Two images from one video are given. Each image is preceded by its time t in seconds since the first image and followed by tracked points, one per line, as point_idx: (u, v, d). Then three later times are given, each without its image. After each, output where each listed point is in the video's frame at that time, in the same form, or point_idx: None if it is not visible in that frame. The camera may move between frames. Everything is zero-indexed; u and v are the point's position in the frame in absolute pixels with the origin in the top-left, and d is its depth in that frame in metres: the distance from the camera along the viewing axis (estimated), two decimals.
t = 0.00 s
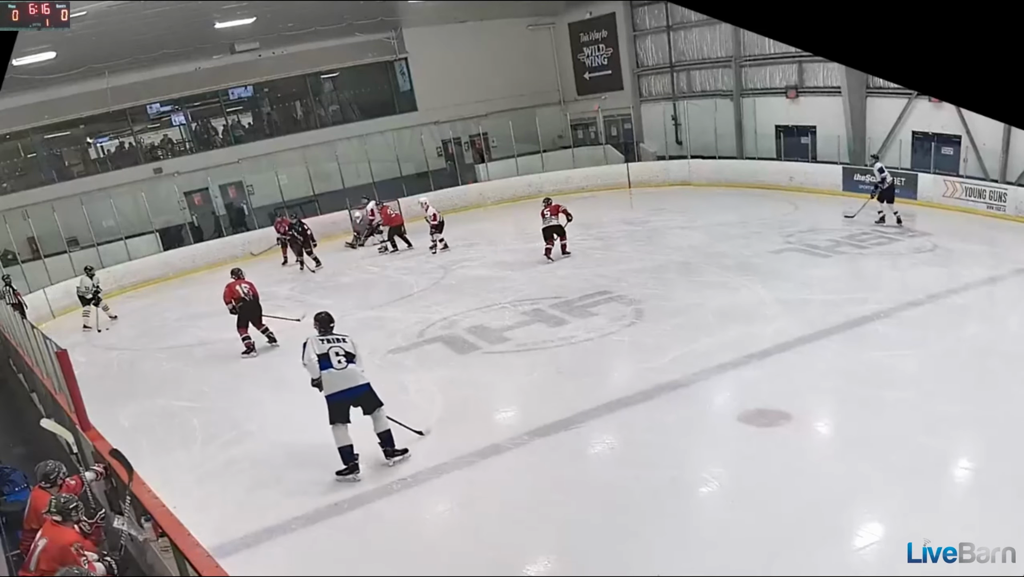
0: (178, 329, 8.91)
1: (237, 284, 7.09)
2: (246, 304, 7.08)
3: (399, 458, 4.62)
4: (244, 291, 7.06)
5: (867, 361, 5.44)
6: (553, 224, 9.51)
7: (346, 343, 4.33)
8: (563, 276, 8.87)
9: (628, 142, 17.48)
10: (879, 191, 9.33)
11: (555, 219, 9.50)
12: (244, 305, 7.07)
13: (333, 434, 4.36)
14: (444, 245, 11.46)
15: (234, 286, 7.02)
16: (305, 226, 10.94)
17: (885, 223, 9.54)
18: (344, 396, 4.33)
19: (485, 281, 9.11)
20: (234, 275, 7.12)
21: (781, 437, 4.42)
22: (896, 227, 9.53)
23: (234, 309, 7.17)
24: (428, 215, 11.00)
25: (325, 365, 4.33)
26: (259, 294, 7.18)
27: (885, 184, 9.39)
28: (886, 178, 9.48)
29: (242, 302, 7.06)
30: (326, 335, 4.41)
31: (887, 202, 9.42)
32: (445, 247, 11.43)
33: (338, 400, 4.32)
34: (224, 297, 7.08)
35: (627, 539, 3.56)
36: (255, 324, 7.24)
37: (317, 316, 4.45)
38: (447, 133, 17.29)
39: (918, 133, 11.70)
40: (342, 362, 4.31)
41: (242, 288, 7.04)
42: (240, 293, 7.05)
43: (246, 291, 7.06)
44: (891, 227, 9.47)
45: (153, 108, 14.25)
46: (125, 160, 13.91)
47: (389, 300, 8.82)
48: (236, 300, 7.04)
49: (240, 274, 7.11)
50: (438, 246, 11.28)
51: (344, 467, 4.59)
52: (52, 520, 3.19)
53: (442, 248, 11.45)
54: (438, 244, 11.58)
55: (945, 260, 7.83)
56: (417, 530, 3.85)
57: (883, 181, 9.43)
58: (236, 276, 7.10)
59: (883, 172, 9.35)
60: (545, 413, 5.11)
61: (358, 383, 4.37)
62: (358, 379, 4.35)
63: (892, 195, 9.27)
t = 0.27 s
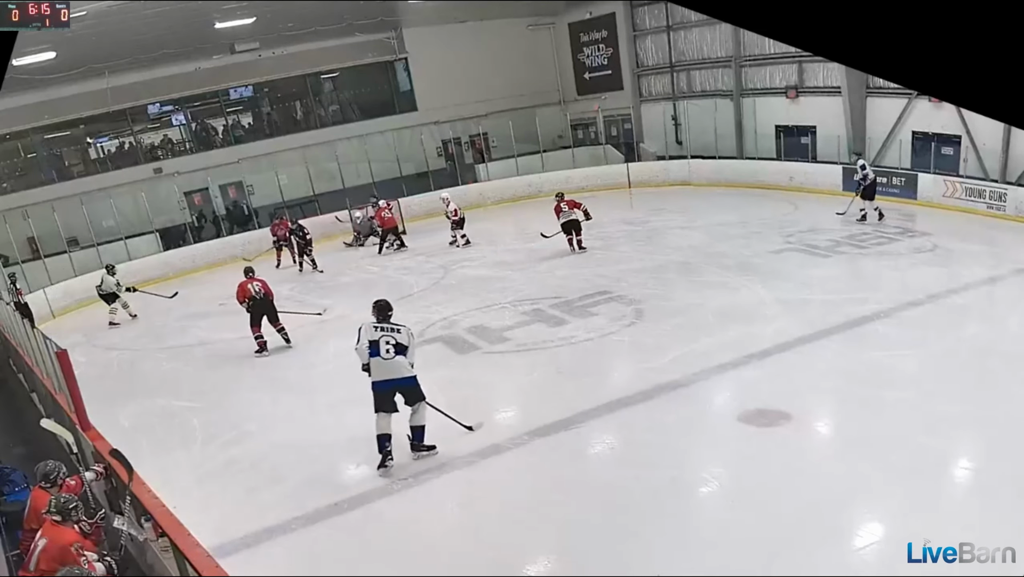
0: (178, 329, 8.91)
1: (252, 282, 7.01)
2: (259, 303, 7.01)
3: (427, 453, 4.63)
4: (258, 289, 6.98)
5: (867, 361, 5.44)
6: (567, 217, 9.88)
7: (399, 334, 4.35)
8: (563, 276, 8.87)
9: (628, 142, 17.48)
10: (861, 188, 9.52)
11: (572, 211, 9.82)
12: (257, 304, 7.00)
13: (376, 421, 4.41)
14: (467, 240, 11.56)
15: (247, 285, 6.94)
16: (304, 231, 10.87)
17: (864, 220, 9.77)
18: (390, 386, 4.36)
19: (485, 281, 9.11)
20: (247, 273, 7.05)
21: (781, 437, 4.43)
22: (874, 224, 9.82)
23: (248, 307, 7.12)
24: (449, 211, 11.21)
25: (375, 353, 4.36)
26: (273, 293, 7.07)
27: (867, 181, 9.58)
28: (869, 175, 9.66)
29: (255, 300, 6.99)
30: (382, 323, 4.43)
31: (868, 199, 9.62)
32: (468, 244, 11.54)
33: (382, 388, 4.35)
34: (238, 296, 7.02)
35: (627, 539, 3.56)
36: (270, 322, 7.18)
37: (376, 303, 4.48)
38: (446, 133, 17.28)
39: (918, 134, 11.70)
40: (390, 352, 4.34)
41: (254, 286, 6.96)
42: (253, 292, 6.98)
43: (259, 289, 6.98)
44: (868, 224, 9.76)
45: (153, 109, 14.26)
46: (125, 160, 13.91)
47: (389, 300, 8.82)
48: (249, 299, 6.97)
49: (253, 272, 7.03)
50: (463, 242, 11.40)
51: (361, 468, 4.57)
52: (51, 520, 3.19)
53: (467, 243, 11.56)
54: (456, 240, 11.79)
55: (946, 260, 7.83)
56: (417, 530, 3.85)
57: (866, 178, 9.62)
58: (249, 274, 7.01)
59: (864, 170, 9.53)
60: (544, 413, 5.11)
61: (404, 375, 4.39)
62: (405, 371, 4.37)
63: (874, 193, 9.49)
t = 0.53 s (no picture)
0: (178, 329, 8.91)
1: (272, 280, 7.04)
2: (276, 301, 7.03)
3: (463, 444, 4.73)
4: (276, 287, 7.00)
5: (867, 361, 5.44)
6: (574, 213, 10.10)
7: (442, 322, 4.46)
8: (563, 276, 8.88)
9: (629, 142, 17.48)
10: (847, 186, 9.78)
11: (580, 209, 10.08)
12: (273, 302, 7.02)
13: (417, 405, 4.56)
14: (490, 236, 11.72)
15: (265, 282, 6.97)
16: (308, 232, 10.95)
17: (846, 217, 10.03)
18: (429, 373, 4.48)
19: (484, 281, 9.11)
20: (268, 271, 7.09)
21: (781, 437, 4.43)
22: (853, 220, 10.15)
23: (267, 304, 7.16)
24: (467, 207, 11.44)
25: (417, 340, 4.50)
26: (291, 293, 7.05)
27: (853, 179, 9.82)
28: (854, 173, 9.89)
29: (272, 298, 7.01)
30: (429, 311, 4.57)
31: (851, 197, 9.87)
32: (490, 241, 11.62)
33: (423, 374, 4.49)
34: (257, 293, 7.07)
35: (627, 539, 3.55)
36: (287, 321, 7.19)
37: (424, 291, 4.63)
38: (446, 133, 17.26)
39: (918, 134, 11.70)
40: (430, 339, 4.45)
41: (272, 284, 6.99)
42: (271, 289, 7.00)
43: (277, 288, 7.00)
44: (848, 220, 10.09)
45: (153, 109, 14.26)
46: (125, 160, 13.91)
47: (389, 300, 8.82)
48: (266, 296, 7.00)
49: (273, 270, 7.05)
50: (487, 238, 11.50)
51: (360, 468, 4.58)
52: (51, 520, 3.19)
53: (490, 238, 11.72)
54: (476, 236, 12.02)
55: (945, 260, 7.83)
56: (417, 530, 3.85)
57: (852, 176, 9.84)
58: (270, 271, 7.04)
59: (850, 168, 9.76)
60: (544, 413, 5.11)
61: (444, 364, 4.48)
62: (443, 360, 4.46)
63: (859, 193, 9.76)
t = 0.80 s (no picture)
0: (177, 329, 8.91)
1: (291, 272, 7.17)
2: (293, 293, 7.14)
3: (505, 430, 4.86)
4: (293, 279, 7.12)
5: (867, 361, 5.44)
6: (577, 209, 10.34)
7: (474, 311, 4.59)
8: (563, 276, 8.87)
9: (629, 142, 17.48)
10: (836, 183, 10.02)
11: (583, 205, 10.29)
12: (289, 294, 7.14)
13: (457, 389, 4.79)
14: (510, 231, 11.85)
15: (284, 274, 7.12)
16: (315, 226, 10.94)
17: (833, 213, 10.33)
18: (464, 360, 4.66)
19: (484, 281, 9.11)
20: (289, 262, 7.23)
21: (781, 437, 4.43)
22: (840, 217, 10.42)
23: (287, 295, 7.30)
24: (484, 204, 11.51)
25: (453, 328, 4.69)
26: (308, 285, 7.16)
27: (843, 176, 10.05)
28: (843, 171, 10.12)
29: (290, 290, 7.14)
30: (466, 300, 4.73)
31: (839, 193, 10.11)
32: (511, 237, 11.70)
33: (459, 362, 4.68)
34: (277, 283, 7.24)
35: (627, 540, 3.55)
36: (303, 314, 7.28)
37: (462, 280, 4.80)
38: (447, 133, 17.24)
39: (918, 134, 11.70)
40: (463, 328, 4.62)
41: (290, 276, 7.12)
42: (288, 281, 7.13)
43: (294, 280, 7.11)
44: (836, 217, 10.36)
45: (153, 109, 14.26)
46: (124, 160, 13.90)
47: (389, 300, 8.82)
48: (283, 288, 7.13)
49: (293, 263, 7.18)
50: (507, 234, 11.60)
51: (359, 469, 4.58)
52: (51, 520, 3.19)
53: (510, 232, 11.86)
54: (493, 232, 12.17)
55: (946, 260, 7.83)
56: (417, 530, 3.85)
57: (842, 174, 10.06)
58: (290, 263, 7.18)
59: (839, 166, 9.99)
60: (544, 414, 5.10)
61: (478, 351, 4.63)
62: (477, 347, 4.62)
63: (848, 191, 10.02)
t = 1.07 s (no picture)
0: (177, 329, 8.91)
1: (307, 266, 7.30)
2: (308, 287, 7.30)
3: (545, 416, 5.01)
4: (308, 274, 7.26)
5: (868, 361, 5.44)
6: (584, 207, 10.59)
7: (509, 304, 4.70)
8: (563, 276, 8.87)
9: (629, 142, 17.48)
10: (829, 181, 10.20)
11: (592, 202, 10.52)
12: (305, 288, 7.30)
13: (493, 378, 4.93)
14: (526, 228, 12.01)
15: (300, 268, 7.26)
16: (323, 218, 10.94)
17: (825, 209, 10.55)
18: (501, 351, 4.78)
19: (484, 281, 9.11)
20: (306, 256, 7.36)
21: (781, 437, 4.43)
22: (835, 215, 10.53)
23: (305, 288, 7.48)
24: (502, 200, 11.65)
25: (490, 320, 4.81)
26: (322, 280, 7.29)
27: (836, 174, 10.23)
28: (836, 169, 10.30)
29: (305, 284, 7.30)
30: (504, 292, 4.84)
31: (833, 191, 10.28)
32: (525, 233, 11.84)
33: (496, 353, 4.81)
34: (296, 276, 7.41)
35: (627, 540, 3.55)
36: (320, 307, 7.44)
37: (501, 273, 4.91)
38: (447, 132, 17.24)
39: (918, 133, 11.70)
40: (498, 320, 4.74)
41: (305, 271, 7.26)
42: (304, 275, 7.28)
43: (308, 275, 7.25)
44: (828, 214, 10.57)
45: (153, 109, 14.25)
46: (124, 160, 13.89)
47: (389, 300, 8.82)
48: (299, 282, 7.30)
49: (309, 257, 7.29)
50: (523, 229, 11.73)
51: (358, 469, 4.58)
52: (50, 520, 3.19)
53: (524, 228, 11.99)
54: (509, 228, 12.28)
55: (946, 260, 7.83)
56: (417, 530, 3.85)
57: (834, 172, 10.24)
58: (306, 257, 7.31)
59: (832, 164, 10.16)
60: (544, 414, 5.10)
61: (514, 343, 4.75)
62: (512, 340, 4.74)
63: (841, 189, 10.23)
